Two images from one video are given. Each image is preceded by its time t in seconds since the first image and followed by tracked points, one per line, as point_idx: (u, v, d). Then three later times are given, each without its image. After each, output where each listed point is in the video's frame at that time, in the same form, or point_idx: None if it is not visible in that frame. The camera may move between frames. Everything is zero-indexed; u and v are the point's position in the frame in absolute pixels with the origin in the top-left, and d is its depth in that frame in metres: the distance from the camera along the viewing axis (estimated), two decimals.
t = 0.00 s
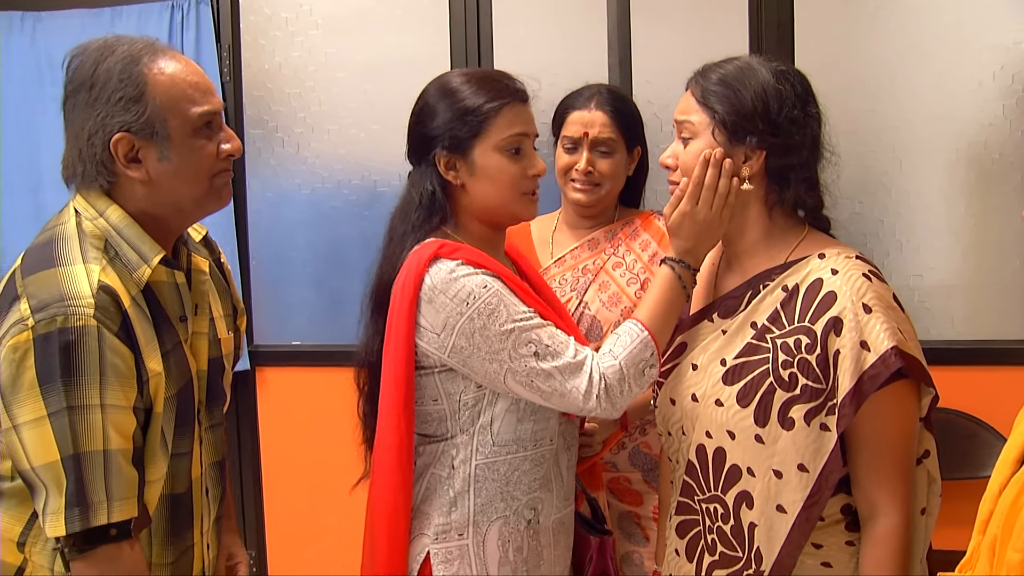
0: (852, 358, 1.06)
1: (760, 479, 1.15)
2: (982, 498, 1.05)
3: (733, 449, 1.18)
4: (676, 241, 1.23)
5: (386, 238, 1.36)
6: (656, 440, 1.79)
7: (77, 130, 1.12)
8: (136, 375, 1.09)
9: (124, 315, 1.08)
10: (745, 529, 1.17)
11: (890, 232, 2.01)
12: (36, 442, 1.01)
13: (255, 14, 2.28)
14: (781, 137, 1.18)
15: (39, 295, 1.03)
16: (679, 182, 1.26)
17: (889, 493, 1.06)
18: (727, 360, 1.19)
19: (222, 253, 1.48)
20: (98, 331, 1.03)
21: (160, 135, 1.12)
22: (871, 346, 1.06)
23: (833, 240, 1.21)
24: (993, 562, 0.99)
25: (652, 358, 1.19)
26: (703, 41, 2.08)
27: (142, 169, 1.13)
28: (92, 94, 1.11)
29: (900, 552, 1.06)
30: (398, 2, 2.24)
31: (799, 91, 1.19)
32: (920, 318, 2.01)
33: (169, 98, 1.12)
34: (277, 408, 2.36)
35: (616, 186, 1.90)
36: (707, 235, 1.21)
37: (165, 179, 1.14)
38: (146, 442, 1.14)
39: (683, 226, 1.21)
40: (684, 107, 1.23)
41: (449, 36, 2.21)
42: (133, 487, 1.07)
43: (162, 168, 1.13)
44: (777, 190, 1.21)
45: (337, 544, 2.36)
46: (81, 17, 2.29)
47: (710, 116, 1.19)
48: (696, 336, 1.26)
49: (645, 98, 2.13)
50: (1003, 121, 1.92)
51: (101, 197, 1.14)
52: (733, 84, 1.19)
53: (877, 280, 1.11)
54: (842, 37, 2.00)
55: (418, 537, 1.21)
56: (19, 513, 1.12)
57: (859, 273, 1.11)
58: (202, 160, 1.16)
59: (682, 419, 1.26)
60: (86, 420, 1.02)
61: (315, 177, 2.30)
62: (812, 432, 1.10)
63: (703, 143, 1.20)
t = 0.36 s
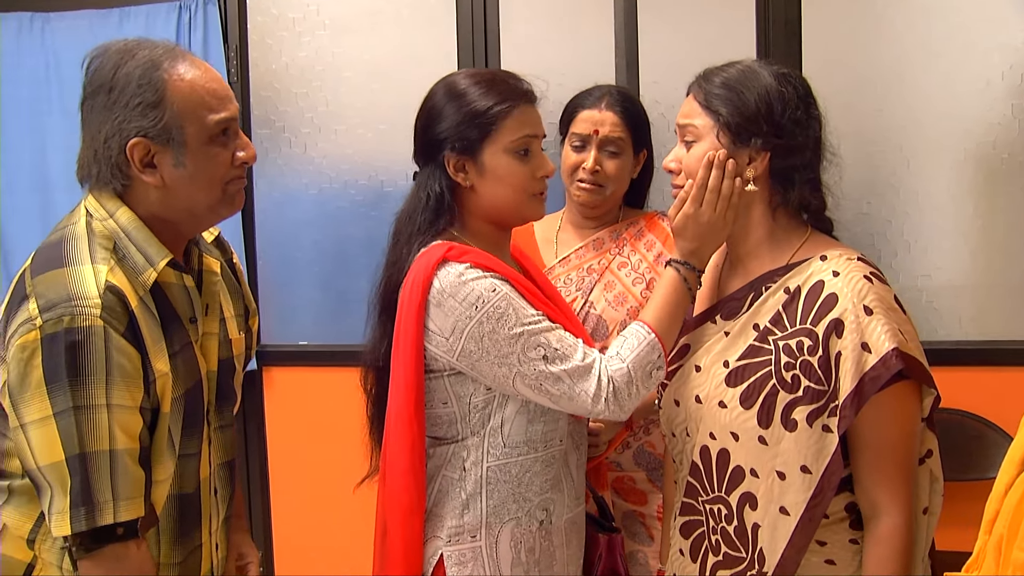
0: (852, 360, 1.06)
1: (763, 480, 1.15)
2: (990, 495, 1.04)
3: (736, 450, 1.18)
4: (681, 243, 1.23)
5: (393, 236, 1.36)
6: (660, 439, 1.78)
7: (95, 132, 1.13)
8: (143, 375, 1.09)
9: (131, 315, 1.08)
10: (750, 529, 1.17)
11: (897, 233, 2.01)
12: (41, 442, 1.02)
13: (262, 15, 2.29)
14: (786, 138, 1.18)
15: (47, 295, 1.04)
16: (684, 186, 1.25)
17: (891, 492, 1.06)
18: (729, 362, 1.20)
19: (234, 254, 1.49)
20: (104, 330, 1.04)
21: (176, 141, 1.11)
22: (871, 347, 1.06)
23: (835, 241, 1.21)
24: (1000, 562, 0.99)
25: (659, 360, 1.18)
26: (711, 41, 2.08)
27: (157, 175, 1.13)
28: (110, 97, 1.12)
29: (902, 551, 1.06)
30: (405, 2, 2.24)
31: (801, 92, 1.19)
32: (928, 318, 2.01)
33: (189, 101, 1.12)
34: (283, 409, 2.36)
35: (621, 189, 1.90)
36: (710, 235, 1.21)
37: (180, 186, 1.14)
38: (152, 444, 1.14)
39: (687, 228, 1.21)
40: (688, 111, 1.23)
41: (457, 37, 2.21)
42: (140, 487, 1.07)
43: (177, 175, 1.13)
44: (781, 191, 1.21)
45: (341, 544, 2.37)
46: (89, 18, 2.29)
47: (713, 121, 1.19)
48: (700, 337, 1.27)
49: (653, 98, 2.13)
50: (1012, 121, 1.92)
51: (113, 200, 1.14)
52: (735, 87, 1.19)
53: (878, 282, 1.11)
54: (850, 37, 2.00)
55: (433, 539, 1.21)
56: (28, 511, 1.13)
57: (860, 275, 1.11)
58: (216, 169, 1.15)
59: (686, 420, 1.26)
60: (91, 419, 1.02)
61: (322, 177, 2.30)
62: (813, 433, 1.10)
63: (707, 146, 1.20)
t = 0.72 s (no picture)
0: (855, 359, 1.06)
1: (768, 479, 1.15)
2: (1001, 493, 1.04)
3: (740, 450, 1.17)
4: (686, 248, 1.21)
5: (400, 239, 1.36)
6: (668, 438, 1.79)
7: (127, 136, 1.14)
8: (154, 376, 1.10)
9: (144, 314, 1.09)
10: (754, 529, 1.17)
11: (908, 233, 2.00)
12: (55, 438, 1.03)
13: (272, 15, 2.29)
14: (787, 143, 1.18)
15: (61, 292, 1.05)
16: (687, 189, 1.24)
17: (895, 491, 1.06)
18: (732, 363, 1.20)
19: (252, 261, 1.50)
20: (116, 330, 1.04)
21: (207, 157, 1.11)
22: (874, 347, 1.06)
23: (836, 241, 1.20)
24: (1013, 563, 0.99)
25: (666, 365, 1.18)
26: (721, 40, 2.07)
27: (181, 186, 1.13)
28: (148, 105, 1.13)
29: (907, 548, 1.06)
30: (415, 3, 2.25)
31: (801, 97, 1.18)
32: (939, 319, 2.00)
33: (215, 105, 1.12)
34: (293, 410, 2.38)
35: (634, 185, 1.90)
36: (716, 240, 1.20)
37: (204, 199, 1.14)
38: (163, 443, 1.15)
39: (692, 233, 1.20)
40: (689, 115, 1.23)
41: (466, 36, 2.22)
42: (151, 486, 1.08)
43: (202, 189, 1.13)
44: (783, 197, 1.20)
45: (353, 543, 2.37)
46: (100, 18, 2.31)
47: (713, 125, 1.19)
48: (703, 338, 1.27)
49: (662, 98, 2.12)
50: None
51: (136, 202, 1.16)
52: (734, 93, 1.18)
53: (880, 282, 1.11)
54: (860, 36, 1.99)
55: (440, 541, 1.21)
56: (41, 507, 1.14)
57: (862, 275, 1.11)
58: (241, 185, 1.15)
59: (689, 420, 1.26)
60: (103, 417, 1.03)
61: (332, 177, 2.31)
62: (817, 433, 1.10)
63: (708, 151, 1.20)
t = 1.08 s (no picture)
0: (857, 345, 1.07)
1: (769, 466, 1.15)
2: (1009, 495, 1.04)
3: (741, 437, 1.18)
4: (689, 249, 1.21)
5: (399, 237, 1.37)
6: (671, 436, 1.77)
7: (134, 137, 1.16)
8: (169, 376, 1.12)
9: (158, 314, 1.10)
10: (756, 516, 1.17)
11: (915, 233, 1.99)
12: (71, 435, 1.05)
13: (279, 16, 2.32)
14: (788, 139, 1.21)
15: (79, 292, 1.06)
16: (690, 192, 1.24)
17: (894, 483, 1.07)
18: (734, 352, 1.20)
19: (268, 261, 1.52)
20: (132, 328, 1.06)
21: (213, 150, 1.14)
22: (876, 333, 1.07)
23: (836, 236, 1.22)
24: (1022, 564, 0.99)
25: (665, 366, 1.18)
26: (726, 40, 2.07)
27: (192, 182, 1.15)
28: (152, 104, 1.15)
29: (906, 538, 1.07)
30: (421, 3, 2.26)
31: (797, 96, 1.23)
32: (945, 319, 1.99)
33: (215, 104, 1.14)
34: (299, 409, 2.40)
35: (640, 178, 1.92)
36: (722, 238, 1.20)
37: (214, 194, 1.16)
38: (178, 443, 1.17)
39: (700, 235, 1.20)
40: (688, 117, 1.23)
41: (472, 37, 2.23)
42: (166, 484, 1.10)
43: (212, 183, 1.15)
44: (788, 192, 1.23)
45: (356, 543, 2.39)
46: (108, 19, 2.33)
47: (719, 124, 1.19)
48: (705, 330, 1.27)
49: (668, 99, 2.13)
50: None
51: (150, 203, 1.18)
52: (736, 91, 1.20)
53: (880, 272, 1.13)
54: (866, 35, 1.99)
55: (443, 543, 1.23)
56: (58, 502, 1.16)
57: (863, 265, 1.13)
58: (249, 179, 1.17)
59: (689, 411, 1.27)
60: (119, 415, 1.05)
61: (339, 177, 2.32)
62: (819, 419, 1.11)
63: (713, 151, 1.20)
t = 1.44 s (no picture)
0: (853, 334, 1.06)
1: (765, 456, 1.14)
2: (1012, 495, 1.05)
3: (738, 429, 1.17)
4: (692, 248, 1.21)
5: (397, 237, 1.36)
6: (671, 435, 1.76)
7: (139, 137, 1.15)
8: (170, 376, 1.11)
9: (160, 315, 1.10)
10: (753, 507, 1.16)
11: (919, 233, 1.98)
12: (72, 436, 1.04)
13: (282, 16, 2.31)
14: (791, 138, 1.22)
15: (81, 293, 1.06)
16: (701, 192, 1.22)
17: (886, 471, 1.07)
18: (727, 344, 1.20)
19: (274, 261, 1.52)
20: (132, 329, 1.05)
21: (216, 152, 1.13)
22: (871, 323, 1.07)
23: (826, 234, 1.22)
24: None
25: (665, 365, 1.18)
26: (730, 40, 2.07)
27: (195, 184, 1.14)
28: (154, 106, 1.13)
29: (897, 527, 1.07)
30: (425, 3, 2.25)
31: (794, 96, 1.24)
32: (950, 319, 1.99)
33: (219, 105, 1.13)
34: (305, 412, 2.39)
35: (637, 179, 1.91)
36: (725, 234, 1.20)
37: (217, 194, 1.15)
38: (179, 443, 1.16)
39: (703, 237, 1.19)
40: (694, 118, 1.21)
41: (475, 37, 2.22)
42: (167, 485, 1.09)
43: (215, 183, 1.14)
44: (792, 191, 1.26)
45: (363, 543, 2.38)
46: (111, 20, 2.32)
47: (728, 123, 1.18)
48: (700, 326, 1.26)
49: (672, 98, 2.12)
50: None
51: (153, 205, 1.17)
52: (740, 87, 1.19)
53: (872, 264, 1.13)
54: (871, 35, 1.98)
55: (445, 543, 1.22)
56: (60, 504, 1.15)
57: (856, 258, 1.12)
58: (253, 177, 1.16)
59: (683, 405, 1.26)
60: (119, 416, 1.04)
61: (342, 177, 2.32)
62: (815, 408, 1.10)
63: (721, 151, 1.19)
